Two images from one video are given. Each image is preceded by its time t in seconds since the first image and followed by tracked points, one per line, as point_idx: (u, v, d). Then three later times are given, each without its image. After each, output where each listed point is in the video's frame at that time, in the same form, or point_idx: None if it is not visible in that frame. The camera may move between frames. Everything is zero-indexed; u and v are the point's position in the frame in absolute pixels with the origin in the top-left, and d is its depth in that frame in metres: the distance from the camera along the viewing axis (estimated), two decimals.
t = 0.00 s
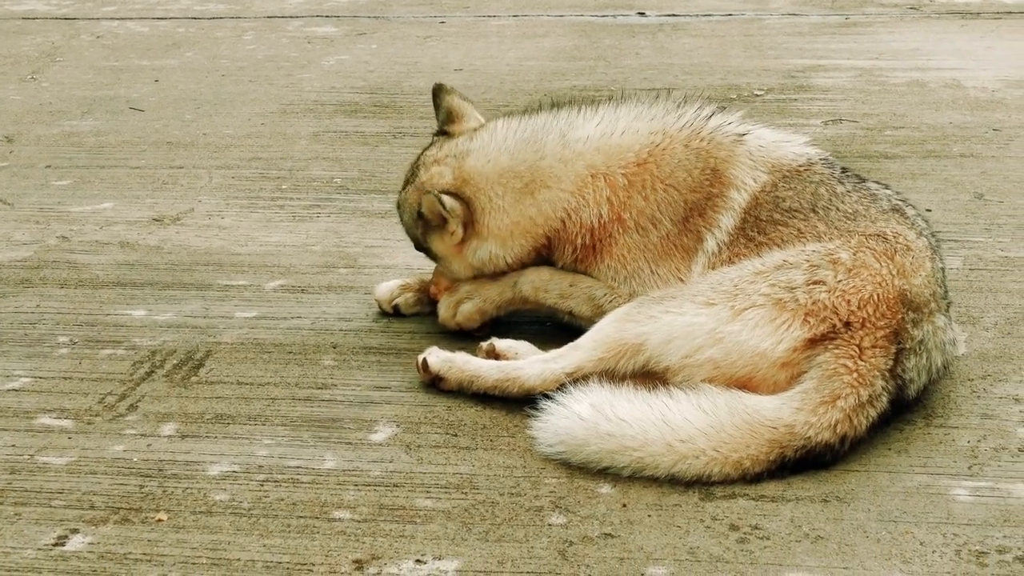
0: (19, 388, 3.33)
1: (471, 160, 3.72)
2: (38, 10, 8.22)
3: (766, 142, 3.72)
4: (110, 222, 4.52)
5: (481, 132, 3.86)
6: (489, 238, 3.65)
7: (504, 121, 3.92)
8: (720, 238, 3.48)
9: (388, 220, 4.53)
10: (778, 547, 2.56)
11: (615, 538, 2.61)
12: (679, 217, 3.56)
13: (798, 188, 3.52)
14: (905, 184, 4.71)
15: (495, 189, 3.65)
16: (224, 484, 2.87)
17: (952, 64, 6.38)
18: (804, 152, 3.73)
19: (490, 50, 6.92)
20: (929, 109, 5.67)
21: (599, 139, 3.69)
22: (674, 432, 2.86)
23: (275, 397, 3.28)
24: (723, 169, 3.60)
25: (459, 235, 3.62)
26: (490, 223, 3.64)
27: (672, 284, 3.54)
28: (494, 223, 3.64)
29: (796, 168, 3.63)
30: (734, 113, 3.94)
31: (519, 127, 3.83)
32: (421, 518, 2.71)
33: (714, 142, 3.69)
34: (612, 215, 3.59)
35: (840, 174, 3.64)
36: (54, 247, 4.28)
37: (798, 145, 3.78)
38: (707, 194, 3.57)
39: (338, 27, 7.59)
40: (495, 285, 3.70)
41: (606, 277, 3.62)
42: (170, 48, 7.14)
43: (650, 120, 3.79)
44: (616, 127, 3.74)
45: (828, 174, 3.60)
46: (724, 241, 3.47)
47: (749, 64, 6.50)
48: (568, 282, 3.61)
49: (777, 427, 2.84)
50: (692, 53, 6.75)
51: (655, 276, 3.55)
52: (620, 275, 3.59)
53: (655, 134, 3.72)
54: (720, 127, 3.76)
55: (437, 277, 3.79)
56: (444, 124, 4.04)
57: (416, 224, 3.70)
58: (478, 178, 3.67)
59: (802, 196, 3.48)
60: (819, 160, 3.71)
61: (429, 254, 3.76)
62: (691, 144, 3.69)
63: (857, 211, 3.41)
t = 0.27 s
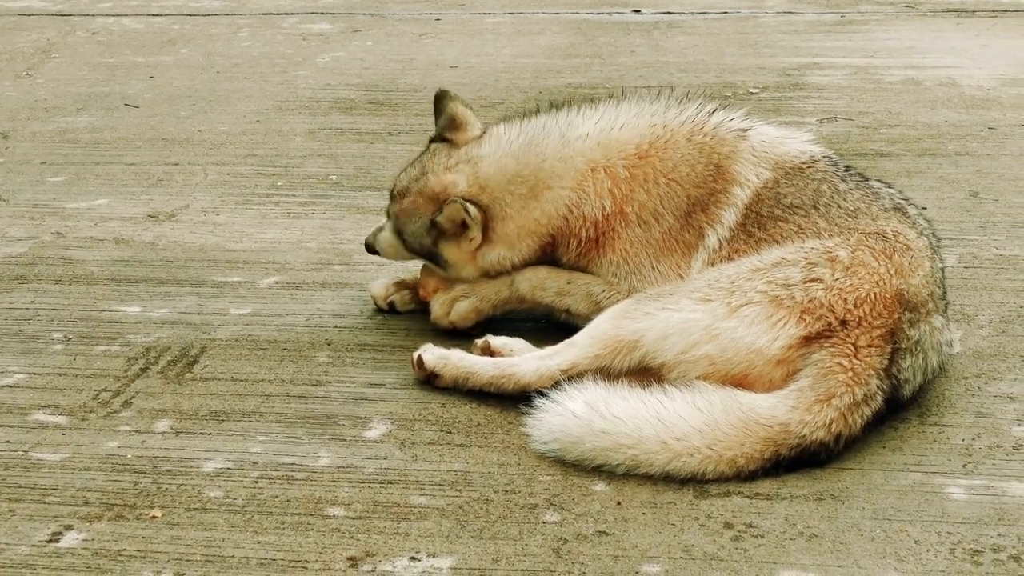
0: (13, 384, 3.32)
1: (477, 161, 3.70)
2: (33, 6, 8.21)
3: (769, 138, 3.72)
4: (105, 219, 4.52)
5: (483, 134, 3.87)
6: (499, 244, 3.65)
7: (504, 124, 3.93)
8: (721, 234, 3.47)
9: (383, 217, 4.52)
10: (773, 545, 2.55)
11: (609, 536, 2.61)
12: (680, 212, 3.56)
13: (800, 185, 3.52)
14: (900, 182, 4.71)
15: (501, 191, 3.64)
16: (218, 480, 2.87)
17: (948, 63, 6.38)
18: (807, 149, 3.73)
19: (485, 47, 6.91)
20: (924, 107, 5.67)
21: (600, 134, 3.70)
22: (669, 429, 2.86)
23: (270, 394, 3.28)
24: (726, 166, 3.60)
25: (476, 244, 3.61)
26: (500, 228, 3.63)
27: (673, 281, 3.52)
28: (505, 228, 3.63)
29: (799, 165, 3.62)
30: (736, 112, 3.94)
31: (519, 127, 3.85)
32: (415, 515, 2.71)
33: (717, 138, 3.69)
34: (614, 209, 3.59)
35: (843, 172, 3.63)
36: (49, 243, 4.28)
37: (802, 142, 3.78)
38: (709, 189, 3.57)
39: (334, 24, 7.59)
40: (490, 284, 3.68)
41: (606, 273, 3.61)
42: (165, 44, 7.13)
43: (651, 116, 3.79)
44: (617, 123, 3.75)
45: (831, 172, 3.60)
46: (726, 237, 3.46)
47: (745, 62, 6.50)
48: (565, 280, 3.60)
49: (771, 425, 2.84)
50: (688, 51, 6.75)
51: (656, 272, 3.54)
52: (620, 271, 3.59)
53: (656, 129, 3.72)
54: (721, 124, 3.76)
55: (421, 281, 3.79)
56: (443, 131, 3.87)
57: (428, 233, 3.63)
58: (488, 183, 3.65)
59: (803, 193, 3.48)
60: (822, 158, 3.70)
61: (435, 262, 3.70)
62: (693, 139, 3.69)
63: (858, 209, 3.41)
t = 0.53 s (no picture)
0: (9, 380, 3.32)
1: (468, 150, 3.71)
2: (31, 2, 8.20)
3: (761, 137, 3.72)
4: (102, 215, 4.51)
5: (477, 121, 3.85)
6: (495, 231, 3.64)
7: (492, 112, 3.91)
8: (713, 231, 3.48)
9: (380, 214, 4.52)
10: (769, 544, 2.55)
11: (605, 534, 2.60)
12: (673, 209, 3.55)
13: (792, 183, 3.52)
14: (897, 181, 4.70)
15: (495, 179, 3.64)
16: (215, 477, 2.86)
17: (945, 61, 6.38)
18: (799, 148, 3.73)
19: (483, 44, 6.91)
20: (922, 106, 5.67)
21: (596, 126, 3.69)
22: (665, 427, 2.86)
23: (267, 391, 3.28)
24: (718, 164, 3.60)
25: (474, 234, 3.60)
26: (495, 215, 3.63)
27: (665, 278, 3.52)
28: (500, 214, 3.63)
29: (791, 164, 3.62)
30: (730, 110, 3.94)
31: (514, 115, 3.83)
32: (411, 512, 2.70)
33: (710, 135, 3.70)
34: (608, 203, 3.57)
35: (835, 171, 3.63)
36: (46, 239, 4.27)
37: (794, 141, 3.78)
38: (702, 187, 3.57)
39: (332, 21, 7.58)
40: (486, 278, 3.66)
41: (596, 268, 3.60)
42: (163, 41, 7.13)
43: (647, 111, 3.78)
44: (613, 117, 3.74)
45: (823, 171, 3.60)
46: (716, 235, 3.47)
47: (742, 60, 6.49)
48: (560, 275, 3.59)
49: (767, 423, 2.84)
50: (685, 49, 6.75)
51: (649, 268, 3.54)
52: (612, 267, 3.57)
53: (652, 125, 3.71)
54: (716, 122, 3.76)
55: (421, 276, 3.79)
56: (421, 127, 3.87)
57: (426, 229, 3.64)
58: (480, 172, 3.66)
59: (795, 191, 3.48)
60: (815, 157, 3.70)
61: (436, 255, 3.70)
62: (686, 137, 3.69)
63: (850, 208, 3.40)
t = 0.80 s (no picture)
0: (7, 381, 3.32)
1: (477, 139, 3.75)
2: (28, 3, 8.19)
3: (769, 136, 3.72)
4: (99, 215, 4.51)
5: (489, 115, 3.89)
6: (495, 217, 3.64)
7: (507, 107, 3.95)
8: (719, 228, 3.48)
9: (377, 213, 4.52)
10: (768, 542, 2.55)
11: (604, 533, 2.60)
12: (680, 205, 3.55)
13: (798, 181, 3.51)
14: (895, 178, 4.70)
15: (501, 167, 3.66)
16: (213, 477, 2.86)
17: (942, 59, 6.38)
18: (808, 147, 3.72)
19: (480, 44, 6.91)
20: (918, 104, 5.67)
21: (606, 121, 3.71)
22: (664, 426, 2.86)
23: (265, 391, 3.27)
24: (726, 160, 3.60)
25: (469, 217, 3.59)
26: (496, 201, 3.64)
27: (670, 275, 3.52)
28: (502, 199, 3.64)
29: (798, 162, 3.62)
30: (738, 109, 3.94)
31: (526, 110, 3.85)
32: (410, 512, 2.70)
33: (718, 133, 3.70)
34: (615, 196, 3.58)
35: (841, 171, 3.63)
36: (43, 240, 4.27)
37: (803, 141, 3.77)
38: (709, 182, 3.56)
39: (329, 20, 7.58)
40: (488, 273, 3.66)
41: (602, 263, 3.60)
42: (159, 41, 7.12)
43: (657, 108, 3.79)
44: (622, 113, 3.75)
45: (829, 171, 3.59)
46: (722, 231, 3.47)
47: (739, 58, 6.49)
48: (563, 271, 3.58)
49: (766, 422, 2.84)
50: (682, 47, 6.74)
51: (653, 264, 3.53)
52: (617, 262, 3.57)
53: (661, 121, 3.72)
54: (724, 119, 3.76)
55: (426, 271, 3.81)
56: (448, 110, 4.03)
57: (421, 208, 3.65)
58: (486, 159, 3.68)
59: (800, 189, 3.48)
60: (822, 156, 3.69)
61: (431, 238, 3.70)
62: (695, 133, 3.69)
63: (855, 207, 3.40)
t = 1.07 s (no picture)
0: (5, 381, 3.32)
1: (474, 143, 3.73)
2: (26, 3, 8.19)
3: (763, 134, 3.71)
4: (98, 215, 4.51)
5: (483, 120, 3.88)
6: (494, 222, 3.63)
7: (499, 111, 3.94)
8: (716, 227, 3.48)
9: (375, 213, 4.51)
10: (767, 542, 2.55)
11: (603, 533, 2.60)
12: (676, 205, 3.55)
13: (794, 180, 3.51)
14: (893, 178, 4.70)
15: (499, 172, 3.64)
16: (212, 477, 2.86)
17: (940, 58, 6.37)
18: (802, 145, 3.72)
19: (478, 43, 6.90)
20: (917, 103, 5.66)
21: (600, 123, 3.71)
22: (663, 426, 2.85)
23: (263, 391, 3.27)
24: (721, 160, 3.60)
25: (467, 223, 3.58)
26: (495, 206, 3.63)
27: (668, 275, 3.52)
28: (501, 205, 3.63)
29: (793, 160, 3.62)
30: (733, 108, 3.94)
31: (519, 114, 3.85)
32: (409, 512, 2.70)
33: (713, 132, 3.69)
34: (611, 198, 3.57)
35: (837, 169, 3.63)
36: (42, 240, 4.27)
37: (798, 139, 3.77)
38: (705, 182, 3.56)
39: (327, 20, 7.57)
40: (486, 275, 3.65)
41: (600, 264, 3.59)
42: (158, 41, 7.12)
43: (650, 109, 3.79)
44: (616, 114, 3.75)
45: (824, 168, 3.59)
46: (719, 230, 3.47)
47: (738, 58, 6.48)
48: (561, 272, 3.57)
49: (765, 421, 2.84)
50: (681, 47, 6.74)
51: (651, 265, 3.53)
52: (615, 263, 3.56)
53: (654, 122, 3.72)
54: (719, 119, 3.76)
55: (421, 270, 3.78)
56: (439, 115, 4.01)
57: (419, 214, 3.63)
58: (484, 164, 3.67)
59: (797, 188, 3.47)
60: (817, 154, 3.69)
61: (430, 243, 3.69)
62: (690, 133, 3.69)
63: (851, 205, 3.40)
